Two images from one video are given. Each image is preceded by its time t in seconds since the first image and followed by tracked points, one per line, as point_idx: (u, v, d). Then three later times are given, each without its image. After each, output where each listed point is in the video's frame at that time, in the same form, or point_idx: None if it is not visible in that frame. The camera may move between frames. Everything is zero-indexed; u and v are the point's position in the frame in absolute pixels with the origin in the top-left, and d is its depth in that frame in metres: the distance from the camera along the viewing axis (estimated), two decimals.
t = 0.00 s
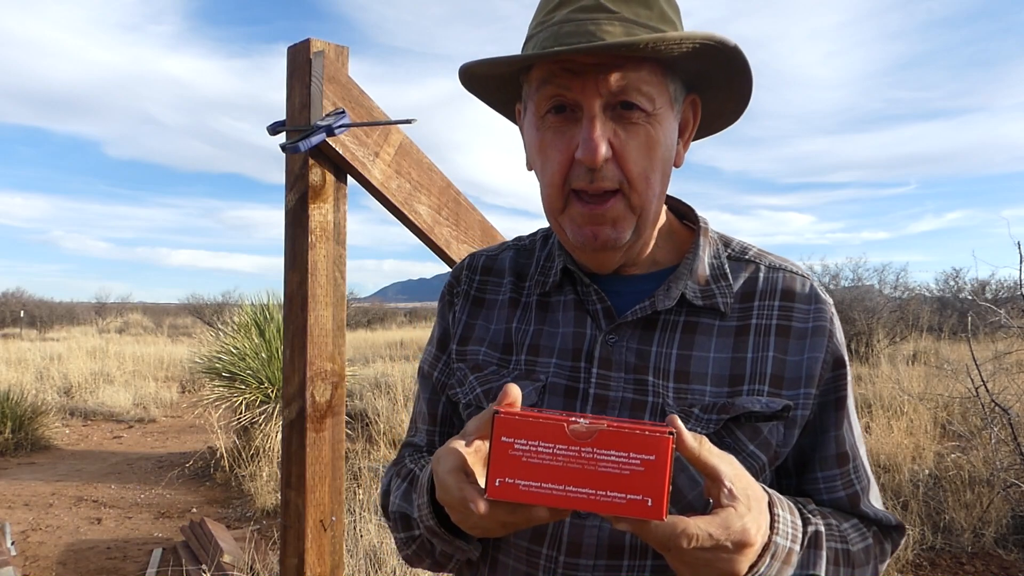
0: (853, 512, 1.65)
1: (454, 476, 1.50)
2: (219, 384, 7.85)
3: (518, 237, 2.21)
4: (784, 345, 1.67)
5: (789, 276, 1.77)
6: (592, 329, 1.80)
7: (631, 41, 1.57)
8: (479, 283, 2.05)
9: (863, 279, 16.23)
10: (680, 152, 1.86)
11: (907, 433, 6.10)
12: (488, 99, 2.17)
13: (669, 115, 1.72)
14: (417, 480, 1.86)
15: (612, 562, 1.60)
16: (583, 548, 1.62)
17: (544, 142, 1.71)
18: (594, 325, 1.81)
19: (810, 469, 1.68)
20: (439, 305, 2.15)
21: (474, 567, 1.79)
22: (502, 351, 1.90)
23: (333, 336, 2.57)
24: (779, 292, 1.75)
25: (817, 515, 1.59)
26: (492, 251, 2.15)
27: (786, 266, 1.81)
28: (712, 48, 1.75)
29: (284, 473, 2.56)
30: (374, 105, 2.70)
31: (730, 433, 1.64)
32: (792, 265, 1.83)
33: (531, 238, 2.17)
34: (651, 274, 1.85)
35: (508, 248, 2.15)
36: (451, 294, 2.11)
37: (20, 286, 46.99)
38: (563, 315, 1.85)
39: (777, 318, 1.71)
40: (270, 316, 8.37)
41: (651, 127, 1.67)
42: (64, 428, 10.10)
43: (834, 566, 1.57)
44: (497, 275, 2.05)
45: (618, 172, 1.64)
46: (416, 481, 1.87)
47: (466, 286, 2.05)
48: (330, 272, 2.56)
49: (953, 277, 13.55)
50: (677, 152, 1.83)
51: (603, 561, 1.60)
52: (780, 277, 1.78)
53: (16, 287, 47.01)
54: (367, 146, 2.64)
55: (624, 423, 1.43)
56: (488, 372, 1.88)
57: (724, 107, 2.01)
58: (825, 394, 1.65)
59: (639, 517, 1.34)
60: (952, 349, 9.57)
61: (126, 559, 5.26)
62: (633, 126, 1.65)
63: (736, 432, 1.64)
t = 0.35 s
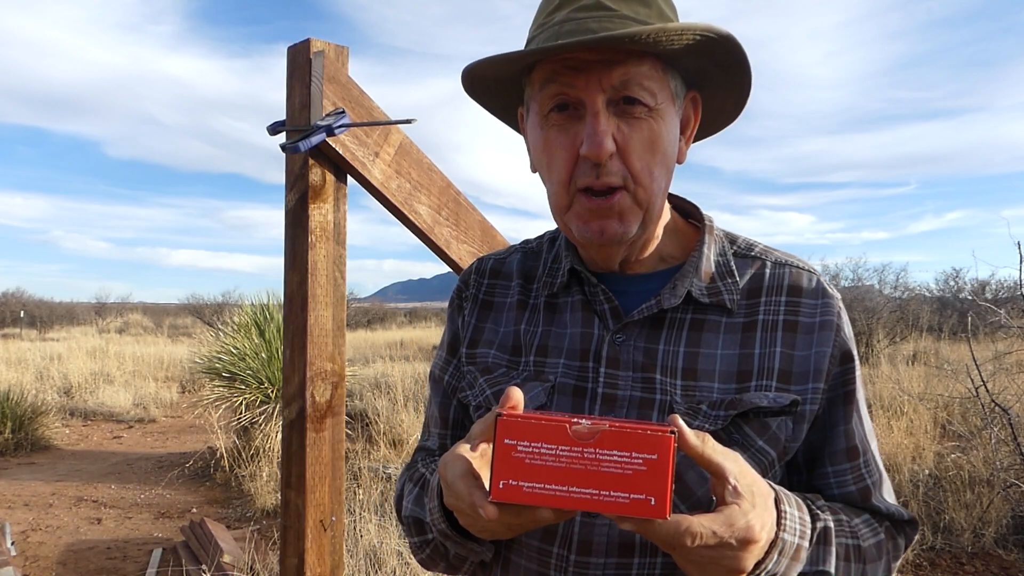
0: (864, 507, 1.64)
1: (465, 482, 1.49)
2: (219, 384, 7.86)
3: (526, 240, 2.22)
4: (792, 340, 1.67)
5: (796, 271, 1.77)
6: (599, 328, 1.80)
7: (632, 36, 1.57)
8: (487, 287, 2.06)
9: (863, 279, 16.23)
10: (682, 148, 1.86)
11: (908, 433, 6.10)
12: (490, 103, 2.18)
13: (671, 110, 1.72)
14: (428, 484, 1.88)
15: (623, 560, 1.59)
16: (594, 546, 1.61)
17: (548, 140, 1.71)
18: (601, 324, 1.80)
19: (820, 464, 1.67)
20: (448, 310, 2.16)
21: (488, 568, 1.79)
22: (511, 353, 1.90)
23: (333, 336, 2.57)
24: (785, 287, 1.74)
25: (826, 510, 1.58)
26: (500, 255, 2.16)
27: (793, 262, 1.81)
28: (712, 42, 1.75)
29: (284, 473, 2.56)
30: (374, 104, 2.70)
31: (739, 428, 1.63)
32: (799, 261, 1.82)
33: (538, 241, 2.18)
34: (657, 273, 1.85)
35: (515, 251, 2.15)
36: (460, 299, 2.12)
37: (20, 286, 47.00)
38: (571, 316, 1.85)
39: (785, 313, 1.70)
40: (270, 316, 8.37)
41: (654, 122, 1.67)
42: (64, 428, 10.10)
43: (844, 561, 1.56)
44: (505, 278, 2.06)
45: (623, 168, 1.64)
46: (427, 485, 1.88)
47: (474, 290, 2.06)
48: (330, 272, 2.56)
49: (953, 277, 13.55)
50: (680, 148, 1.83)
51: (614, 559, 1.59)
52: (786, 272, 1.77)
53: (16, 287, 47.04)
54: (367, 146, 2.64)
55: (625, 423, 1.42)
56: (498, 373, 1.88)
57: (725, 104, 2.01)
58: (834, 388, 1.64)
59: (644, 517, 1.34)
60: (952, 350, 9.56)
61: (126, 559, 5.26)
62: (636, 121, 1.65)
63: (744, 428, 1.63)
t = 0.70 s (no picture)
0: (872, 503, 1.64)
1: (469, 481, 1.50)
2: (219, 384, 7.86)
3: (530, 243, 2.22)
4: (796, 338, 1.66)
5: (800, 267, 1.77)
6: (603, 329, 1.80)
7: (626, 35, 1.57)
8: (492, 290, 2.06)
9: (863, 279, 16.23)
10: (681, 146, 1.86)
11: (908, 433, 6.10)
12: (488, 108, 2.18)
13: (669, 109, 1.72)
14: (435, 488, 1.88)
15: (630, 559, 1.59)
16: (600, 546, 1.62)
17: (547, 143, 1.71)
18: (605, 325, 1.81)
19: (827, 460, 1.67)
20: (454, 314, 2.17)
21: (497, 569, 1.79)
22: (517, 356, 1.91)
23: (333, 336, 2.57)
24: (789, 283, 1.74)
25: (831, 507, 1.58)
26: (504, 258, 2.16)
27: (797, 258, 1.81)
28: (707, 37, 1.75)
29: (284, 473, 2.56)
30: (374, 104, 2.70)
31: (744, 427, 1.63)
32: (803, 257, 1.82)
33: (542, 243, 2.18)
34: (659, 272, 1.85)
35: (520, 254, 2.16)
36: (465, 303, 2.13)
37: (20, 286, 47.01)
38: (575, 317, 1.85)
39: (789, 310, 1.70)
40: (270, 316, 8.37)
41: (651, 121, 1.67)
42: (64, 428, 10.10)
43: (851, 559, 1.56)
44: (510, 281, 2.07)
45: (623, 166, 1.63)
46: (434, 490, 1.89)
47: (479, 294, 2.06)
48: (330, 272, 2.56)
49: (953, 278, 13.55)
50: (679, 146, 1.83)
51: (620, 559, 1.60)
52: (790, 268, 1.77)
53: (16, 287, 47.09)
54: (367, 146, 2.64)
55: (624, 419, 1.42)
56: (504, 377, 1.89)
57: (723, 101, 2.01)
58: (839, 385, 1.64)
59: (643, 513, 1.34)
60: (952, 350, 9.56)
61: (126, 559, 5.26)
62: (634, 120, 1.65)
63: (749, 426, 1.63)
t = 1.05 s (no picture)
0: (876, 505, 1.64)
1: (470, 484, 1.50)
2: (219, 384, 7.86)
3: (532, 242, 2.22)
4: (799, 338, 1.66)
5: (802, 268, 1.77)
6: (606, 329, 1.80)
7: (629, 36, 1.57)
8: (495, 290, 2.06)
9: (863, 279, 16.22)
10: (684, 146, 1.86)
11: (908, 433, 6.10)
12: (490, 108, 2.18)
13: (672, 110, 1.72)
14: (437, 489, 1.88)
15: (631, 561, 1.59)
16: (602, 547, 1.62)
17: (550, 144, 1.71)
18: (608, 325, 1.81)
19: (830, 462, 1.67)
20: (456, 314, 2.17)
21: (498, 570, 1.79)
22: (519, 356, 1.91)
23: (333, 336, 2.57)
24: (792, 283, 1.74)
25: (834, 511, 1.58)
26: (507, 258, 2.16)
27: (799, 258, 1.81)
28: (710, 37, 1.74)
29: (284, 473, 2.55)
30: (374, 104, 2.70)
31: (746, 428, 1.63)
32: (806, 258, 1.82)
33: (544, 244, 2.18)
34: (661, 272, 1.86)
35: (523, 254, 2.16)
36: (467, 303, 2.13)
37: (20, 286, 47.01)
38: (577, 318, 1.85)
39: (792, 311, 1.70)
40: (270, 316, 8.37)
41: (654, 122, 1.67)
42: (64, 428, 10.10)
43: (854, 562, 1.56)
44: (513, 281, 2.07)
45: (626, 168, 1.64)
46: (436, 491, 1.88)
47: (482, 294, 2.06)
48: (330, 272, 2.56)
49: (953, 277, 13.55)
50: (682, 146, 1.83)
51: (622, 560, 1.60)
52: (793, 269, 1.77)
53: (16, 287, 47.12)
54: (367, 146, 2.64)
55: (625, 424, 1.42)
56: (506, 377, 1.89)
57: (726, 100, 2.00)
58: (842, 386, 1.64)
59: (644, 519, 1.34)
60: (953, 350, 9.56)
61: (126, 559, 5.26)
62: (637, 122, 1.65)
63: (752, 428, 1.63)
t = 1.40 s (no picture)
0: (877, 508, 1.64)
1: (467, 485, 1.50)
2: (219, 384, 7.86)
3: (533, 240, 2.22)
4: (802, 339, 1.66)
5: (805, 267, 1.77)
6: (606, 329, 1.80)
7: (635, 28, 1.57)
8: (495, 289, 2.06)
9: (863, 279, 16.21)
10: (688, 148, 1.86)
11: (908, 433, 6.10)
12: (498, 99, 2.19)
13: (676, 108, 1.72)
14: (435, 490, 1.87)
15: (631, 562, 1.59)
16: (602, 548, 1.62)
17: (550, 135, 1.71)
18: (608, 325, 1.81)
19: (831, 464, 1.67)
20: (455, 312, 2.17)
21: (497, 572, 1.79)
22: (518, 355, 1.91)
23: (333, 336, 2.57)
24: (794, 283, 1.74)
25: (835, 514, 1.57)
26: (507, 256, 2.16)
27: (802, 258, 1.81)
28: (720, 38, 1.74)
29: (284, 473, 2.55)
30: (374, 104, 2.70)
31: (748, 430, 1.63)
32: (808, 257, 1.82)
33: (545, 242, 2.18)
34: (663, 272, 1.86)
35: (523, 252, 2.16)
36: (467, 301, 2.13)
37: (20, 287, 47.03)
38: (578, 317, 1.85)
39: (794, 311, 1.70)
40: (270, 316, 8.37)
41: (657, 120, 1.66)
42: (64, 428, 10.09)
43: (854, 565, 1.56)
44: (513, 279, 2.06)
45: (624, 164, 1.63)
46: (434, 491, 1.87)
47: (481, 292, 2.06)
48: (330, 272, 2.56)
49: (953, 277, 13.55)
50: (685, 148, 1.83)
51: (622, 562, 1.60)
52: (795, 268, 1.77)
53: (17, 287, 47.14)
54: (367, 146, 2.64)
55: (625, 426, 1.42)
56: (505, 376, 1.89)
57: (733, 103, 2.00)
58: (844, 386, 1.64)
59: (642, 522, 1.34)
60: (953, 350, 9.55)
61: (126, 559, 5.26)
62: (639, 117, 1.65)
63: (753, 429, 1.63)
